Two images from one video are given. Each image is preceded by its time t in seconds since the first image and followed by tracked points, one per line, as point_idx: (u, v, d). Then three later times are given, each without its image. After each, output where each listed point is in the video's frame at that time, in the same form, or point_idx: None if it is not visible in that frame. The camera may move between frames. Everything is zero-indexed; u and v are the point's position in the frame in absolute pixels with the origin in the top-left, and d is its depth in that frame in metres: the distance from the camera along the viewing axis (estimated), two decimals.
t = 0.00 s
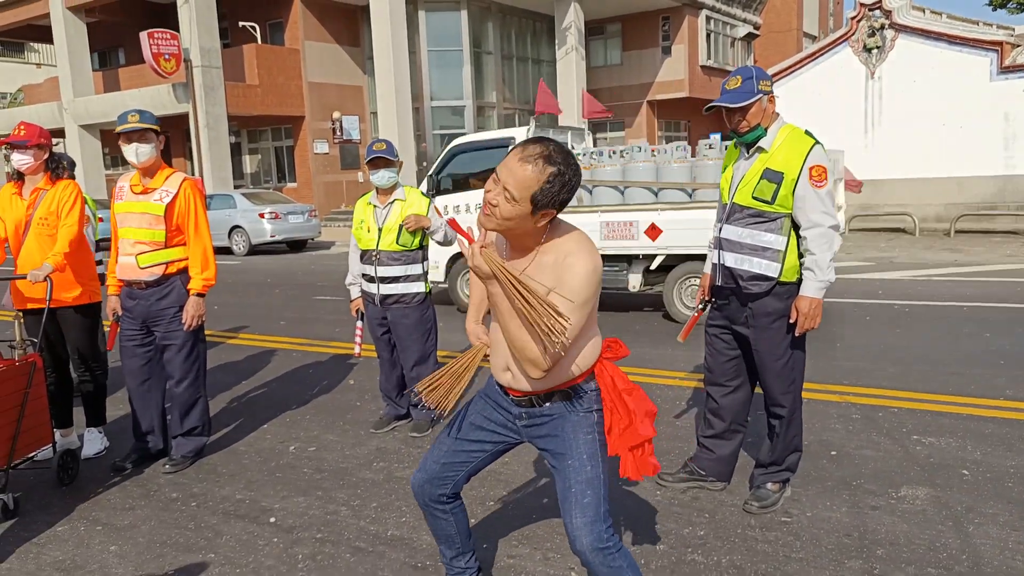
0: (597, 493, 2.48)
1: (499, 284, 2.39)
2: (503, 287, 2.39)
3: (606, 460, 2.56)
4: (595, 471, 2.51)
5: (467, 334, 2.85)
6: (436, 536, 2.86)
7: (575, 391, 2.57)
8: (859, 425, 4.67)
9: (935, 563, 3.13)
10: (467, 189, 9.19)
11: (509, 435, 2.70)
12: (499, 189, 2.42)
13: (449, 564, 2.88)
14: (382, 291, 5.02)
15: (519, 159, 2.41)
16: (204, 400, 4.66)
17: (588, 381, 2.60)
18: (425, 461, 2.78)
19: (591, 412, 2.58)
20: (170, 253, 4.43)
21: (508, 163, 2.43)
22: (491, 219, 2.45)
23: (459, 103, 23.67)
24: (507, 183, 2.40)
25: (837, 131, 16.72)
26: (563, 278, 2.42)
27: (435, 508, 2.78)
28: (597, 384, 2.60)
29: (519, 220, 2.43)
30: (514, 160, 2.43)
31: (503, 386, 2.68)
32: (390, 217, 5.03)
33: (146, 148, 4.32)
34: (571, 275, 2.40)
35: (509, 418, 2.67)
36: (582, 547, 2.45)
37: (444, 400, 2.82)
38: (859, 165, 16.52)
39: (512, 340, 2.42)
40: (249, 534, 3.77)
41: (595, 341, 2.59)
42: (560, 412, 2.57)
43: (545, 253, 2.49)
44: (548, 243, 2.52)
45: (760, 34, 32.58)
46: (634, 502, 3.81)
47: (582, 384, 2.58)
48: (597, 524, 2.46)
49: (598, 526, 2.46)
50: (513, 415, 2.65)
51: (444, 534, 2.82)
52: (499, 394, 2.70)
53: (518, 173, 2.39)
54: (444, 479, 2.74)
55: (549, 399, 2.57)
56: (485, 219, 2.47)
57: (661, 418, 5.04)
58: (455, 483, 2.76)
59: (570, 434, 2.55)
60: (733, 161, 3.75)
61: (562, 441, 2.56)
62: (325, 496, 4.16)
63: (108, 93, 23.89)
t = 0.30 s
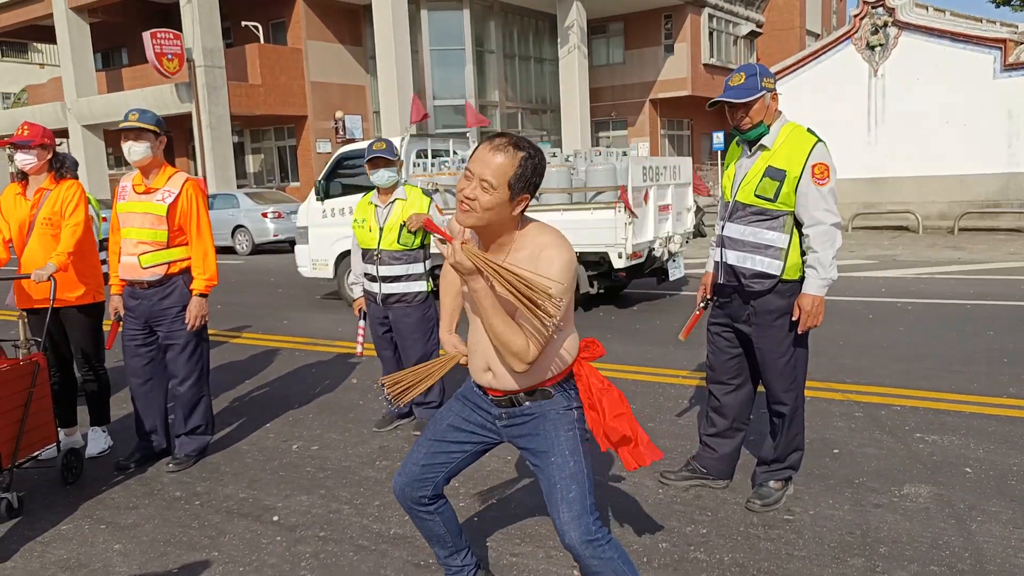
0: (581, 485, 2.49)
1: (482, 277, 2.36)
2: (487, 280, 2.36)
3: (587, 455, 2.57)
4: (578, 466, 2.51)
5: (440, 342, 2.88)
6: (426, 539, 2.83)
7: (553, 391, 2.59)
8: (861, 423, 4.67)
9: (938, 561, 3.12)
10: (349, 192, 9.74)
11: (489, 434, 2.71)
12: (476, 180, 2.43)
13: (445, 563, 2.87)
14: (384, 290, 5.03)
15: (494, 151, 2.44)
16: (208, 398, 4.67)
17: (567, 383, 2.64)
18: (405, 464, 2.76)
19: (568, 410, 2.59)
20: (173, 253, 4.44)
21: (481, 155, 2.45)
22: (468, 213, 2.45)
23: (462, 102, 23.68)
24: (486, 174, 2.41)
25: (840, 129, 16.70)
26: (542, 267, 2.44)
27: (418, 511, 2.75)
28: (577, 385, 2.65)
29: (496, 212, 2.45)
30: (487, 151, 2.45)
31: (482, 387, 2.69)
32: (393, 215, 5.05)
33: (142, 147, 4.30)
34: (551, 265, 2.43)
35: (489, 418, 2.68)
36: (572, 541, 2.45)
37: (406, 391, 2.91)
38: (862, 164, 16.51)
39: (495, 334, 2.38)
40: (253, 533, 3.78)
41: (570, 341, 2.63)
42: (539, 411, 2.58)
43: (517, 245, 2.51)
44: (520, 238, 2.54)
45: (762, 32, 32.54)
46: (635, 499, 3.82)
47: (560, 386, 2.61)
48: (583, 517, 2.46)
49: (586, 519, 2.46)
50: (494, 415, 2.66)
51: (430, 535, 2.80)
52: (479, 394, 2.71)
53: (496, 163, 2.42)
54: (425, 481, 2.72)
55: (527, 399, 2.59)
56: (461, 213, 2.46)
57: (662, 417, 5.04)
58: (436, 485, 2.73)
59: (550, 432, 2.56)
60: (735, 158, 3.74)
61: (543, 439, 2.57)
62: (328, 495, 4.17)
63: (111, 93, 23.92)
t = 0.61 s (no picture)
0: (601, 480, 2.49)
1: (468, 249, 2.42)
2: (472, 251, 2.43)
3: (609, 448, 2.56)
4: (600, 461, 2.51)
5: (467, 339, 2.89)
6: (448, 527, 2.87)
7: (575, 376, 2.56)
8: (864, 419, 4.67)
9: (939, 557, 3.13)
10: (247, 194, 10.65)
11: (516, 423, 2.72)
12: (442, 156, 2.51)
13: (456, 556, 2.91)
14: (386, 287, 5.04)
15: (453, 123, 2.52)
16: (210, 394, 4.68)
17: (588, 365, 2.59)
18: (440, 449, 2.81)
19: (592, 399, 2.57)
20: (174, 249, 4.45)
21: (440, 130, 2.53)
22: (447, 187, 2.54)
23: (464, 98, 23.64)
24: (447, 146, 2.49)
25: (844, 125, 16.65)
26: (530, 227, 2.47)
27: (448, 498, 2.80)
28: (596, 366, 2.59)
29: (471, 180, 2.53)
30: (448, 124, 2.54)
31: (507, 374, 2.69)
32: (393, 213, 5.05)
33: (143, 142, 4.31)
34: (537, 220, 2.45)
35: (515, 405, 2.68)
36: (587, 538, 2.46)
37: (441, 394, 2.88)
38: (865, 160, 16.46)
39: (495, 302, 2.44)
40: (255, 528, 3.79)
41: (592, 319, 2.59)
42: (564, 400, 2.56)
43: (508, 212, 2.55)
44: (509, 198, 2.58)
45: (765, 28, 32.47)
46: (638, 495, 3.83)
47: (584, 369, 2.57)
48: (600, 513, 2.47)
49: (603, 517, 2.46)
50: (518, 403, 2.66)
51: (456, 524, 2.84)
52: (505, 381, 2.71)
53: (457, 134, 2.50)
54: (457, 468, 2.76)
55: (549, 385, 2.57)
56: (442, 190, 2.55)
57: (665, 413, 5.04)
58: (468, 472, 2.77)
59: (574, 422, 2.55)
60: (737, 154, 3.73)
61: (567, 429, 2.56)
62: (330, 490, 4.18)
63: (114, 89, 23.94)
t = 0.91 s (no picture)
0: (619, 486, 2.49)
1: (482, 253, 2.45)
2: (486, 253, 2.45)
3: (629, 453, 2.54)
4: (618, 467, 2.51)
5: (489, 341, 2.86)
6: (459, 524, 2.89)
7: (594, 378, 2.55)
8: (865, 418, 4.66)
9: (941, 556, 3.12)
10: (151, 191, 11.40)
11: (533, 425, 2.71)
12: (458, 157, 2.52)
13: (461, 554, 2.92)
14: (387, 285, 5.04)
15: (469, 123, 2.52)
16: (211, 392, 4.69)
17: (608, 367, 2.58)
18: (455, 447, 2.82)
19: (612, 402, 2.56)
20: (176, 248, 4.45)
21: (457, 130, 2.54)
22: (463, 189, 2.54)
23: (466, 96, 23.61)
24: (463, 148, 2.50)
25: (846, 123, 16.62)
26: (545, 228, 2.46)
27: (461, 495, 2.82)
28: (615, 369, 2.58)
29: (487, 182, 2.53)
30: (464, 124, 2.54)
31: (527, 375, 2.68)
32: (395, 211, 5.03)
33: (146, 139, 4.32)
34: (552, 222, 2.43)
35: (535, 408, 2.68)
36: (600, 544, 2.46)
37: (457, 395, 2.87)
38: (867, 159, 16.44)
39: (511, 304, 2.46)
40: (256, 525, 3.79)
41: (611, 324, 2.59)
42: (584, 403, 2.56)
43: (524, 212, 2.55)
44: (528, 198, 2.56)
45: (767, 25, 32.44)
46: (639, 494, 3.83)
47: (604, 372, 2.57)
48: (617, 519, 2.47)
49: (618, 523, 2.46)
50: (537, 405, 2.66)
51: (467, 521, 2.86)
52: (526, 383, 2.70)
53: (471, 134, 2.50)
54: (472, 467, 2.78)
55: (569, 386, 2.56)
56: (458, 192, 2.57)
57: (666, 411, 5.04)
58: (483, 472, 2.79)
59: (593, 425, 2.54)
60: (738, 152, 3.74)
61: (585, 432, 2.55)
62: (331, 488, 4.18)
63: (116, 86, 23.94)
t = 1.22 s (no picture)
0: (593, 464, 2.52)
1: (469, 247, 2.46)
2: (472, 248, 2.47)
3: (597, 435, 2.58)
4: (589, 447, 2.54)
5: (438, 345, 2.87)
6: (434, 528, 2.86)
7: (560, 365, 2.61)
8: (866, 418, 4.66)
9: (943, 556, 3.12)
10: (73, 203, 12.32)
11: (497, 420, 2.74)
12: (449, 153, 2.54)
13: (452, 555, 2.91)
14: (387, 284, 5.02)
15: (461, 120, 2.54)
16: (213, 391, 4.68)
17: (573, 358, 2.64)
18: (415, 453, 2.80)
19: (578, 390, 2.61)
20: (178, 246, 4.46)
21: (448, 126, 2.55)
22: (449, 183, 2.55)
23: (467, 95, 23.59)
24: (454, 145, 2.51)
25: (846, 122, 16.62)
26: (530, 228, 2.50)
27: (428, 500, 2.79)
28: (580, 359, 2.64)
29: (474, 180, 2.55)
30: (456, 120, 2.55)
31: (489, 371, 2.72)
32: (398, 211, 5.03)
33: (148, 138, 4.32)
34: (537, 224, 2.48)
35: (498, 402, 2.70)
36: (585, 521, 2.47)
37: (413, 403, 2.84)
38: (868, 158, 16.44)
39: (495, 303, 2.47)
40: (257, 524, 3.79)
41: (576, 317, 2.66)
42: (548, 389, 2.60)
43: (508, 211, 2.59)
44: (511, 200, 2.60)
45: (768, 25, 32.43)
46: (639, 493, 3.83)
47: (569, 362, 2.63)
48: (596, 495, 2.49)
49: (597, 499, 2.48)
50: (503, 400, 2.68)
51: (439, 525, 2.84)
52: (487, 379, 2.74)
53: (463, 132, 2.52)
54: (434, 470, 2.76)
55: (536, 377, 2.60)
56: (445, 186, 2.57)
57: (666, 410, 5.04)
58: (446, 472, 2.77)
59: (562, 411, 2.58)
60: (740, 152, 3.75)
61: (554, 421, 2.58)
62: (332, 487, 4.18)
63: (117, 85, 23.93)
